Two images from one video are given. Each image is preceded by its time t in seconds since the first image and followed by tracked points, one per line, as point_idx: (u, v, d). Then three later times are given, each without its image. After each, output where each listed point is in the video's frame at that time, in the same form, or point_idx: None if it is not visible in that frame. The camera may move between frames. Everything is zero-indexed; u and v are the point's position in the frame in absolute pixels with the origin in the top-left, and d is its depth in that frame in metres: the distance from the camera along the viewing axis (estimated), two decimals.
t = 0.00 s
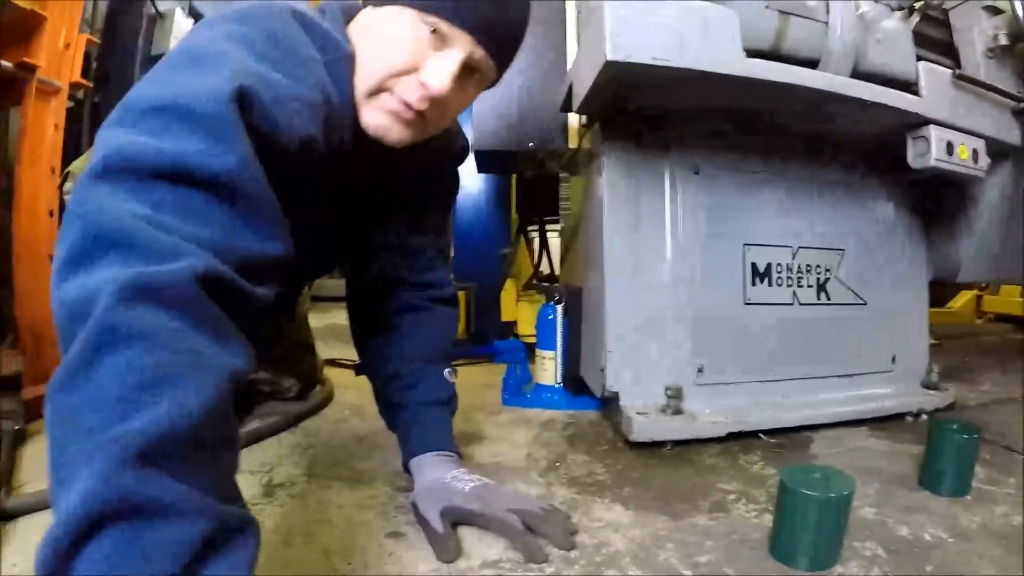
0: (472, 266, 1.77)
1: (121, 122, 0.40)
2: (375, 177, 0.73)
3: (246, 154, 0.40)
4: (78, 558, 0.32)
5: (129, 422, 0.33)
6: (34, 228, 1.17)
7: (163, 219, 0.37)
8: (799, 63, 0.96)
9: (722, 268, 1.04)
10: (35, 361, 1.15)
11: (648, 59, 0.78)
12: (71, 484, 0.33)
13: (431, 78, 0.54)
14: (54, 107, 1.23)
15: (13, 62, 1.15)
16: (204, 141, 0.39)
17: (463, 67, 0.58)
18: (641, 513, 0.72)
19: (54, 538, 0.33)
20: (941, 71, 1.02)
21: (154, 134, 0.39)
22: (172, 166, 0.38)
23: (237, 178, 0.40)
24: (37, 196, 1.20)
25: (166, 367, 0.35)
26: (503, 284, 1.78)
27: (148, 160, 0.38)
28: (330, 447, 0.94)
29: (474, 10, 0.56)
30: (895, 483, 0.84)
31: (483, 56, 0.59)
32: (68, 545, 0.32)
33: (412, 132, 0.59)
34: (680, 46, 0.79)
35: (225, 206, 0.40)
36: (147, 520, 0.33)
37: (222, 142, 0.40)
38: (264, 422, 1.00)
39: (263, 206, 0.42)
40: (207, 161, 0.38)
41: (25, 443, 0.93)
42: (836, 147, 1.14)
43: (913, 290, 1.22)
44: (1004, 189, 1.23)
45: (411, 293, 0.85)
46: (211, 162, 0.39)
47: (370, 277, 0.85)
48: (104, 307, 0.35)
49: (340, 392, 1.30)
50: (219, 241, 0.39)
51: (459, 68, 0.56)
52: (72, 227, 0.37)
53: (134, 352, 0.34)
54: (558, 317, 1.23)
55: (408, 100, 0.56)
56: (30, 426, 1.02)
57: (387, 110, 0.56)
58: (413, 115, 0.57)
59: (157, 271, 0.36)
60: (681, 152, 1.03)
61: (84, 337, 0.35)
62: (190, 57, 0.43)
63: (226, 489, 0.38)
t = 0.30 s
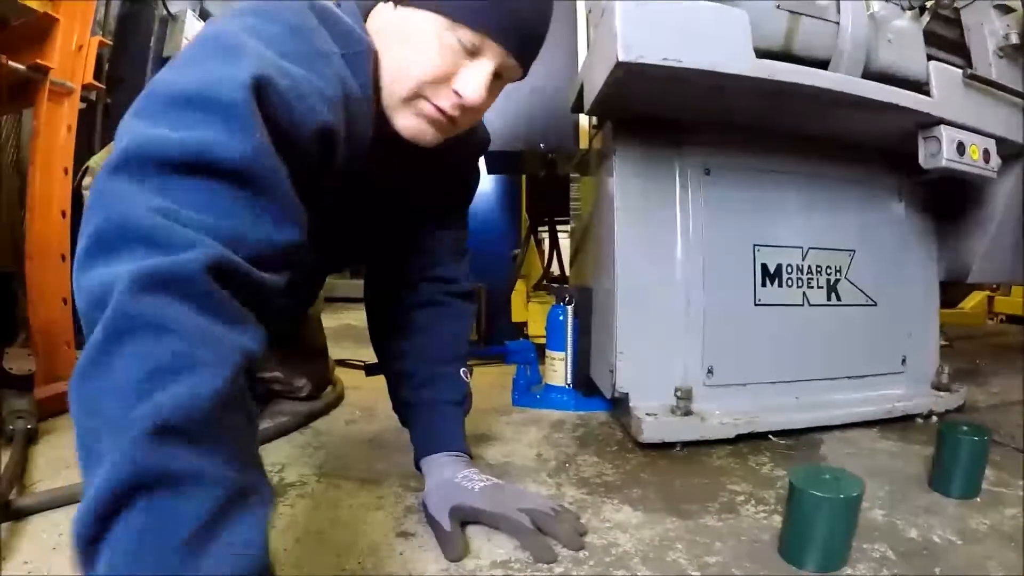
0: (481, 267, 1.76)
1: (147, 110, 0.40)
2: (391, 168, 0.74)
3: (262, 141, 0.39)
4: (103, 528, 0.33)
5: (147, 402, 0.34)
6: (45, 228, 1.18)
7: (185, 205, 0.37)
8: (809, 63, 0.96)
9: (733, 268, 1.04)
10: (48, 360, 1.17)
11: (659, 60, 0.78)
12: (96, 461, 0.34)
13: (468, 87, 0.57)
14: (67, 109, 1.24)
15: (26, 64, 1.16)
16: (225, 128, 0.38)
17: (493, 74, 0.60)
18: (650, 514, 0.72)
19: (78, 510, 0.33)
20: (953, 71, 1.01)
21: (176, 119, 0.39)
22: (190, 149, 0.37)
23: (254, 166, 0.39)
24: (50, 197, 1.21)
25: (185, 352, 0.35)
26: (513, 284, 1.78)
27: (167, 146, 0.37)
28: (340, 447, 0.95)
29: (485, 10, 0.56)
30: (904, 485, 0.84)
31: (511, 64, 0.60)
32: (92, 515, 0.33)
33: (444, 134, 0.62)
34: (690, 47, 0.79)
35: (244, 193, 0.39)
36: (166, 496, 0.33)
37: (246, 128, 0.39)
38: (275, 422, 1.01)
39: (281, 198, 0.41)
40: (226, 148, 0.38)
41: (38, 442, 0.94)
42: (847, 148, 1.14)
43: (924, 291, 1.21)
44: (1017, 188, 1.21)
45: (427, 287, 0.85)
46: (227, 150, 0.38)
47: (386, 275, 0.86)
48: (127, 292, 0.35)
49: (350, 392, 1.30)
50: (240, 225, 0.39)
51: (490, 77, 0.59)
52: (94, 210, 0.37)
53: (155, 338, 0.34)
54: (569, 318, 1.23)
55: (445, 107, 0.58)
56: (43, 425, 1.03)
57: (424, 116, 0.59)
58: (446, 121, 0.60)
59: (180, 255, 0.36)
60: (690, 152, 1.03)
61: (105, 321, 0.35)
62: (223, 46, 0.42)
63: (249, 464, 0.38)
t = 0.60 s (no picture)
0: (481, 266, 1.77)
1: (132, 118, 0.60)
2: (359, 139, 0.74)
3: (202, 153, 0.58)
4: (155, 388, 0.60)
5: (170, 317, 0.58)
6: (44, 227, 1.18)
7: (180, 195, 0.59)
8: (809, 63, 0.96)
9: (733, 267, 1.04)
10: (47, 359, 1.17)
11: (659, 59, 0.78)
12: (143, 348, 0.59)
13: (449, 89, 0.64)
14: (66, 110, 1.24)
15: (26, 64, 1.16)
16: (184, 136, 0.59)
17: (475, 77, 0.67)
18: (650, 513, 0.72)
19: (144, 373, 0.60)
20: (954, 70, 1.01)
21: (156, 130, 0.59)
22: (173, 157, 0.58)
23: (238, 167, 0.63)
24: (50, 196, 1.21)
25: (194, 285, 0.60)
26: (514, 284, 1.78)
27: (154, 155, 0.58)
28: (340, 446, 0.95)
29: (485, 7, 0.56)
30: (905, 485, 0.84)
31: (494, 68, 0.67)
32: (149, 379, 0.60)
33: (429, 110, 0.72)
34: (691, 46, 0.79)
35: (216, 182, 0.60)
36: (190, 376, 0.58)
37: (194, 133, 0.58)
38: (277, 422, 1.01)
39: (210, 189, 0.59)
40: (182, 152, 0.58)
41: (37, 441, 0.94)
42: (846, 146, 1.14)
43: (924, 291, 1.21)
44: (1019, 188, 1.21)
45: (417, 256, 0.87)
46: (192, 158, 0.58)
47: (382, 269, 0.87)
48: (151, 251, 0.58)
49: (350, 392, 1.30)
50: (215, 211, 0.61)
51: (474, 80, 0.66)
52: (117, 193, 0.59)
53: (171, 276, 0.58)
54: (569, 317, 1.23)
55: (426, 97, 0.64)
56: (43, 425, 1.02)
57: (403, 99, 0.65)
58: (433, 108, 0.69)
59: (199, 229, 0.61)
60: (690, 152, 1.03)
61: (135, 268, 0.58)
62: (177, 50, 0.60)
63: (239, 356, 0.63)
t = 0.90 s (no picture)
0: (481, 267, 1.77)
1: (130, 117, 0.61)
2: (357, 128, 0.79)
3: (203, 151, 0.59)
4: (156, 389, 0.59)
5: (173, 315, 0.58)
6: (46, 227, 1.18)
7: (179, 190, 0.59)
8: (809, 63, 0.96)
9: (733, 268, 1.04)
10: (47, 359, 1.17)
11: (659, 59, 0.78)
12: (145, 349, 0.59)
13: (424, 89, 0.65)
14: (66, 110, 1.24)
15: (26, 64, 1.16)
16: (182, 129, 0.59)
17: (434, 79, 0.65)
18: (650, 514, 0.72)
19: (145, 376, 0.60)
20: (954, 70, 1.01)
21: (157, 127, 0.59)
22: (173, 151, 0.58)
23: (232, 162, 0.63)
24: (50, 196, 1.21)
25: (197, 282, 0.59)
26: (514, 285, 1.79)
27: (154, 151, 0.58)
28: (340, 446, 0.95)
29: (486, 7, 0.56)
30: (906, 485, 0.84)
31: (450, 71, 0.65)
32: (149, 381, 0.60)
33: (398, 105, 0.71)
34: (691, 46, 0.79)
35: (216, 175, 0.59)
36: (191, 377, 0.58)
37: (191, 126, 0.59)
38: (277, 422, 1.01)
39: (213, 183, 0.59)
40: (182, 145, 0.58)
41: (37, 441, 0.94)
42: (846, 146, 1.14)
43: (925, 291, 1.21)
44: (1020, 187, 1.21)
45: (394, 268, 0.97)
46: (190, 156, 0.58)
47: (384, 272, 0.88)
48: (151, 250, 0.58)
49: (351, 392, 1.31)
50: (214, 209, 0.60)
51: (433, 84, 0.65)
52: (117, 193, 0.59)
53: (171, 275, 0.57)
54: (570, 318, 1.22)
55: (398, 95, 0.64)
56: (42, 425, 1.02)
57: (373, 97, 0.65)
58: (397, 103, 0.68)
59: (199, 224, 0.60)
60: (690, 152, 1.03)
61: (137, 270, 0.58)
62: (170, 46, 0.61)
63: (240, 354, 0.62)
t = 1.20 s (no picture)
0: (482, 266, 1.77)
1: (65, 245, 0.69)
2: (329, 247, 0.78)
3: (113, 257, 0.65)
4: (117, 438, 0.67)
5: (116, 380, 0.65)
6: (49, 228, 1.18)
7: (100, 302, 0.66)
8: (810, 64, 0.96)
9: (732, 268, 1.04)
10: (47, 359, 1.17)
11: (659, 59, 0.78)
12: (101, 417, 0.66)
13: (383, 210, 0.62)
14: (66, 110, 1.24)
15: (26, 64, 1.18)
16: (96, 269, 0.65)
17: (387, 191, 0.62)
18: (650, 513, 0.72)
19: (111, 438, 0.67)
20: (954, 71, 1.01)
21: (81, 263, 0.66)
22: (93, 282, 0.66)
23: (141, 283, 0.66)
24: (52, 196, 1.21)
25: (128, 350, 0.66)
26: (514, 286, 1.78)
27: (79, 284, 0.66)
28: (340, 446, 0.95)
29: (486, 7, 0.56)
30: (906, 485, 0.83)
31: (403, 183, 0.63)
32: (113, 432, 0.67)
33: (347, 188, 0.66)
34: (691, 48, 0.79)
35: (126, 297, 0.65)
36: (138, 417, 0.64)
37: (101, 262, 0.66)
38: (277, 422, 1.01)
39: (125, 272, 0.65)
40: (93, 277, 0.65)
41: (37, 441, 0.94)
42: (846, 147, 1.14)
43: (924, 291, 1.21)
44: None
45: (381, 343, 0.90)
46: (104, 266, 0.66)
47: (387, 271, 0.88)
48: (85, 340, 0.66)
49: (351, 392, 1.31)
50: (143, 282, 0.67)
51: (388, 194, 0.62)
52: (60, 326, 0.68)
53: (98, 352, 0.65)
54: (570, 317, 1.21)
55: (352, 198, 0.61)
56: (42, 425, 1.02)
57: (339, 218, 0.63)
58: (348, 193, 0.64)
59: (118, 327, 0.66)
60: (690, 152, 1.03)
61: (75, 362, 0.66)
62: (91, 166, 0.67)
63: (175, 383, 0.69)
